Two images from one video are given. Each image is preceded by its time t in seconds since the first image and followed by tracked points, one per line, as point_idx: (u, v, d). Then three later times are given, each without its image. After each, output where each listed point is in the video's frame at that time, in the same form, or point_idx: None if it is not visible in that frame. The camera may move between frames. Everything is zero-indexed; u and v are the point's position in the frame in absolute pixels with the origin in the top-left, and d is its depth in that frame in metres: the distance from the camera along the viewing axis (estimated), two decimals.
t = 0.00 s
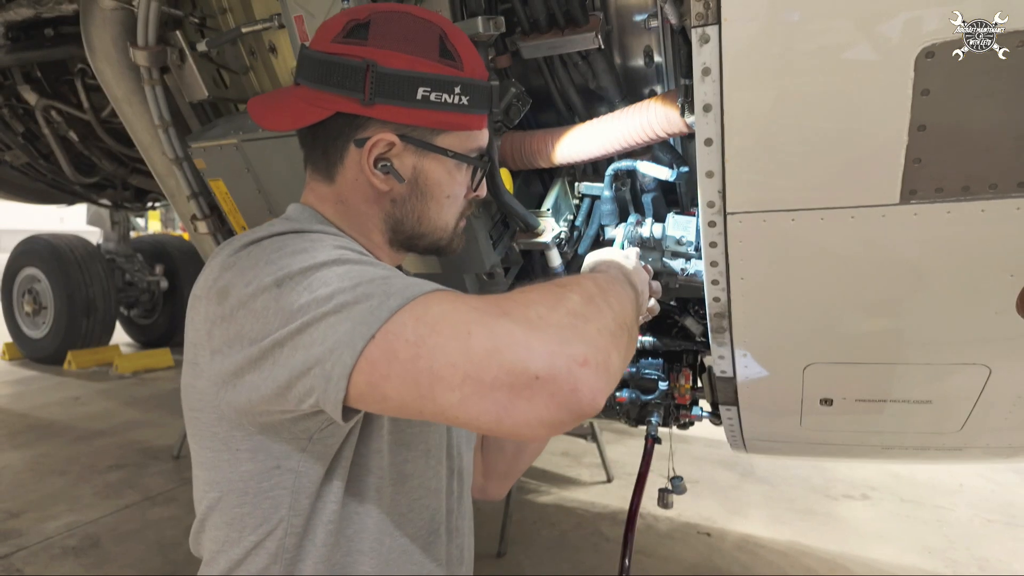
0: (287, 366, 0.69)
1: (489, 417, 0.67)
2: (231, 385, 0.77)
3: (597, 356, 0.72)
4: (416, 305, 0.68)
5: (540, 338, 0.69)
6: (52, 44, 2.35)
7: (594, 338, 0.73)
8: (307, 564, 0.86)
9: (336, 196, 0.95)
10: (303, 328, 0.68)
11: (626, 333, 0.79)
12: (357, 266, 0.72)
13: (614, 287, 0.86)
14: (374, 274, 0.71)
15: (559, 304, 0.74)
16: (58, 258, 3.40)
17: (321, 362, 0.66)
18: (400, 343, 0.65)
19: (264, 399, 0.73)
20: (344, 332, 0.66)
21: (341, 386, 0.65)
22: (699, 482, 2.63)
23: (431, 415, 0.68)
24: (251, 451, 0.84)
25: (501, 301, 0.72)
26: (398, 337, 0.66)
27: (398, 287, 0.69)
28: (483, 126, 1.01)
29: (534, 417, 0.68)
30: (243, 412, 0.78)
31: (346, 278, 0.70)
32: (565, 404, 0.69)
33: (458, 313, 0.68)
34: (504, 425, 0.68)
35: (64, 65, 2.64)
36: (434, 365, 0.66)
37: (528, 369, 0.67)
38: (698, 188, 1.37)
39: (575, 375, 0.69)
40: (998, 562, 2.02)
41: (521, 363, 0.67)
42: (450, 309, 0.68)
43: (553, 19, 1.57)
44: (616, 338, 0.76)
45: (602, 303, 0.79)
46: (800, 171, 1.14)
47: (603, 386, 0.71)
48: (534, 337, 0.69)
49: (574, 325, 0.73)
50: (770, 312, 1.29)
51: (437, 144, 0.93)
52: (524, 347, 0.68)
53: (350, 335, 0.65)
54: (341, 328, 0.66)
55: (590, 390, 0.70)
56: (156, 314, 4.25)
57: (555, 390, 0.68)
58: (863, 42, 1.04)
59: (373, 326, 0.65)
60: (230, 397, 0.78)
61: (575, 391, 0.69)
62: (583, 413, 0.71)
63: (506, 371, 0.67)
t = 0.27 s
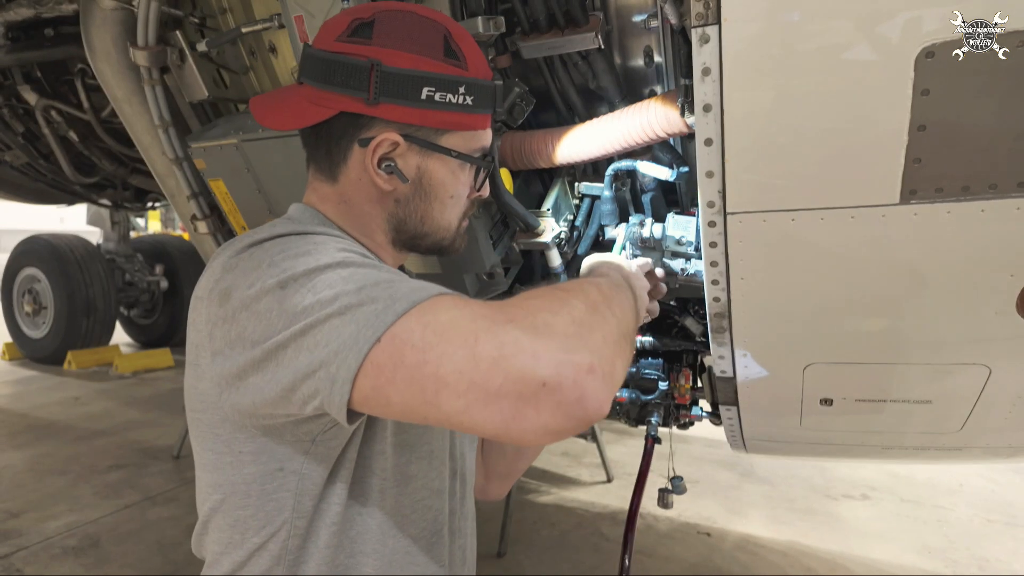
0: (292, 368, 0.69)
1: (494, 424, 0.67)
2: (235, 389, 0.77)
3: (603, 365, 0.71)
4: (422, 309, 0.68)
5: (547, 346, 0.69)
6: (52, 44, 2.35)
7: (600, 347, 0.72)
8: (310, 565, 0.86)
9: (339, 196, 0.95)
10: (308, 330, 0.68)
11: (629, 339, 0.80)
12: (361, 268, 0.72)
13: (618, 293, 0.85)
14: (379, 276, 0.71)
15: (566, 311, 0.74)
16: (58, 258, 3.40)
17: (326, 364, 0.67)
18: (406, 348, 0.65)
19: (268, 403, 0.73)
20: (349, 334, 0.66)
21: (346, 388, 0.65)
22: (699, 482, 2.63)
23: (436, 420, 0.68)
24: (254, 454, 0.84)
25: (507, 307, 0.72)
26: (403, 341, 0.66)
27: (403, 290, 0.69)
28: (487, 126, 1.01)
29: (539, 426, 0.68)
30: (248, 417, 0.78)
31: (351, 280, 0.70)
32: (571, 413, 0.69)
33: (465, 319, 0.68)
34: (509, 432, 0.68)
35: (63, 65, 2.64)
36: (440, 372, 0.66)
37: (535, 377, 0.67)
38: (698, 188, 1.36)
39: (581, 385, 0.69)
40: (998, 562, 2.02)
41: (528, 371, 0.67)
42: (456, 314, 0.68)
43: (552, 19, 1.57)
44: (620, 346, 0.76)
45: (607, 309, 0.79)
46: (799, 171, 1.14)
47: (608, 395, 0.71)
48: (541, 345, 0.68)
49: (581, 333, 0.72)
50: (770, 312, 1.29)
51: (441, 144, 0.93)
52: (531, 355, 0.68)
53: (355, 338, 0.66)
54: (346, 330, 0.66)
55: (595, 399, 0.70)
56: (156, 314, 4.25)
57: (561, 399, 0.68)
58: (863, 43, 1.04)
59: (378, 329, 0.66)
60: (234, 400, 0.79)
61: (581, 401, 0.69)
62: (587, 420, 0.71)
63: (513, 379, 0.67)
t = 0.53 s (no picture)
0: (292, 344, 0.68)
1: (495, 377, 0.66)
2: (238, 374, 0.76)
3: (601, 307, 0.70)
4: (416, 273, 0.67)
5: (541, 292, 0.67)
6: (52, 44, 2.35)
7: (597, 290, 0.71)
8: (315, 563, 0.85)
9: (345, 198, 0.95)
10: (305, 302, 0.68)
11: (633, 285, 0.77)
12: (359, 249, 0.73)
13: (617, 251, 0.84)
14: (374, 253, 0.71)
15: (559, 261, 0.72)
16: (58, 258, 3.40)
17: (324, 335, 0.65)
18: (400, 308, 0.65)
19: (269, 379, 0.72)
20: (347, 303, 0.65)
21: (344, 356, 0.64)
22: (699, 482, 2.63)
23: (437, 380, 0.66)
24: (259, 448, 0.84)
25: (502, 265, 0.71)
26: (398, 303, 0.65)
27: (397, 260, 0.69)
28: (493, 129, 1.01)
29: (540, 373, 0.66)
30: (249, 401, 0.78)
31: (347, 257, 0.71)
32: (572, 355, 0.67)
33: (457, 278, 0.67)
34: (512, 384, 0.66)
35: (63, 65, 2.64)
36: (436, 328, 0.65)
37: (531, 321, 0.66)
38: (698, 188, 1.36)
39: (579, 326, 0.67)
40: (998, 562, 2.02)
41: (523, 318, 0.66)
42: (449, 275, 0.68)
43: (552, 19, 1.57)
44: (622, 290, 0.74)
45: (605, 255, 0.77)
46: (799, 171, 1.14)
47: (609, 336, 0.69)
48: (534, 292, 0.67)
49: (576, 279, 0.71)
50: (769, 312, 1.29)
51: (448, 147, 0.93)
52: (524, 301, 0.66)
53: (351, 304, 0.65)
54: (343, 299, 0.66)
55: (595, 339, 0.68)
56: (156, 314, 4.25)
57: (560, 341, 0.66)
58: (862, 43, 1.04)
59: (373, 294, 0.65)
60: (239, 389, 0.78)
61: (581, 341, 0.67)
62: (591, 363, 0.69)
63: (509, 326, 0.65)
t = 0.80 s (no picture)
0: (294, 324, 0.68)
1: (496, 334, 0.65)
2: (239, 363, 0.76)
3: (600, 258, 0.68)
4: (412, 244, 0.68)
5: (538, 247, 0.67)
6: (52, 44, 2.35)
7: (594, 244, 0.70)
8: (317, 560, 0.86)
9: (346, 198, 0.95)
10: (305, 280, 0.68)
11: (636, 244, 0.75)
12: (355, 233, 0.74)
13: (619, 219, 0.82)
14: (372, 236, 0.73)
15: (556, 222, 0.72)
16: (58, 258, 3.40)
17: (324, 311, 0.65)
18: (398, 275, 0.65)
19: (271, 360, 0.72)
20: (345, 278, 0.66)
21: (344, 331, 0.64)
22: (699, 482, 2.63)
23: (439, 346, 0.66)
24: (261, 442, 0.84)
25: (500, 233, 0.71)
26: (396, 272, 0.66)
27: (395, 238, 0.70)
28: (495, 129, 1.01)
29: (542, 326, 0.65)
30: (251, 388, 0.77)
31: (346, 240, 0.72)
32: (573, 305, 0.66)
33: (454, 245, 0.68)
34: (514, 340, 0.65)
35: (63, 65, 2.64)
36: (435, 289, 0.65)
37: (528, 274, 0.65)
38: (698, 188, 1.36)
39: (578, 276, 0.66)
40: (998, 562, 2.02)
41: (520, 272, 0.65)
42: (446, 242, 0.68)
43: (552, 19, 1.57)
44: (623, 246, 0.72)
45: (605, 216, 0.75)
46: (799, 171, 1.14)
47: (610, 286, 0.68)
48: (530, 247, 0.67)
49: (573, 235, 0.70)
50: (769, 312, 1.29)
51: (449, 148, 0.93)
52: (521, 256, 0.66)
53: (351, 279, 0.65)
54: (342, 275, 0.66)
55: (595, 287, 0.66)
56: (155, 314, 4.25)
57: (560, 293, 0.65)
58: (862, 43, 1.04)
59: (371, 267, 0.66)
60: (241, 380, 0.78)
61: (581, 291, 0.66)
62: (595, 314, 0.67)
63: (506, 280, 0.65)
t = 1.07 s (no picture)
0: (293, 325, 0.68)
1: (496, 337, 0.65)
2: (238, 363, 0.76)
3: (600, 264, 0.68)
4: (413, 246, 0.68)
5: (539, 252, 0.67)
6: (52, 44, 2.35)
7: (595, 250, 0.70)
8: (316, 559, 0.86)
9: (344, 198, 0.95)
10: (305, 281, 0.68)
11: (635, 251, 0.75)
12: (355, 234, 0.75)
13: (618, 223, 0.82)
14: (371, 236, 0.73)
15: (557, 227, 0.72)
16: (58, 258, 3.40)
17: (323, 313, 0.65)
18: (399, 277, 0.65)
19: (270, 362, 0.72)
20: (345, 279, 0.66)
21: (343, 332, 0.64)
22: (699, 481, 2.63)
23: (439, 347, 0.66)
24: (260, 442, 0.84)
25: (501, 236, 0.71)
26: (397, 272, 0.66)
27: (394, 239, 0.70)
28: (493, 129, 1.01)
29: (541, 331, 0.65)
30: (249, 389, 0.77)
31: (346, 241, 0.72)
32: (574, 311, 0.66)
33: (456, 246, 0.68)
34: (513, 344, 0.65)
35: (64, 65, 2.64)
36: (436, 289, 0.65)
37: (529, 279, 0.65)
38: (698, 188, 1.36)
39: (578, 282, 0.66)
40: (998, 562, 2.02)
41: (521, 276, 0.65)
42: (447, 244, 0.68)
43: (553, 19, 1.57)
44: (622, 254, 0.72)
45: (605, 223, 0.75)
46: (799, 171, 1.14)
47: (610, 293, 0.68)
48: (532, 251, 0.67)
49: (573, 239, 0.70)
50: (769, 312, 1.29)
51: (447, 148, 0.93)
52: (522, 261, 0.66)
53: (351, 280, 0.65)
54: (341, 276, 0.66)
55: (596, 294, 0.67)
56: (155, 314, 4.25)
57: (560, 298, 0.65)
58: (862, 43, 1.04)
59: (371, 268, 0.66)
60: (240, 381, 0.78)
61: (581, 297, 0.66)
62: (594, 320, 0.67)
63: (507, 285, 0.65)
